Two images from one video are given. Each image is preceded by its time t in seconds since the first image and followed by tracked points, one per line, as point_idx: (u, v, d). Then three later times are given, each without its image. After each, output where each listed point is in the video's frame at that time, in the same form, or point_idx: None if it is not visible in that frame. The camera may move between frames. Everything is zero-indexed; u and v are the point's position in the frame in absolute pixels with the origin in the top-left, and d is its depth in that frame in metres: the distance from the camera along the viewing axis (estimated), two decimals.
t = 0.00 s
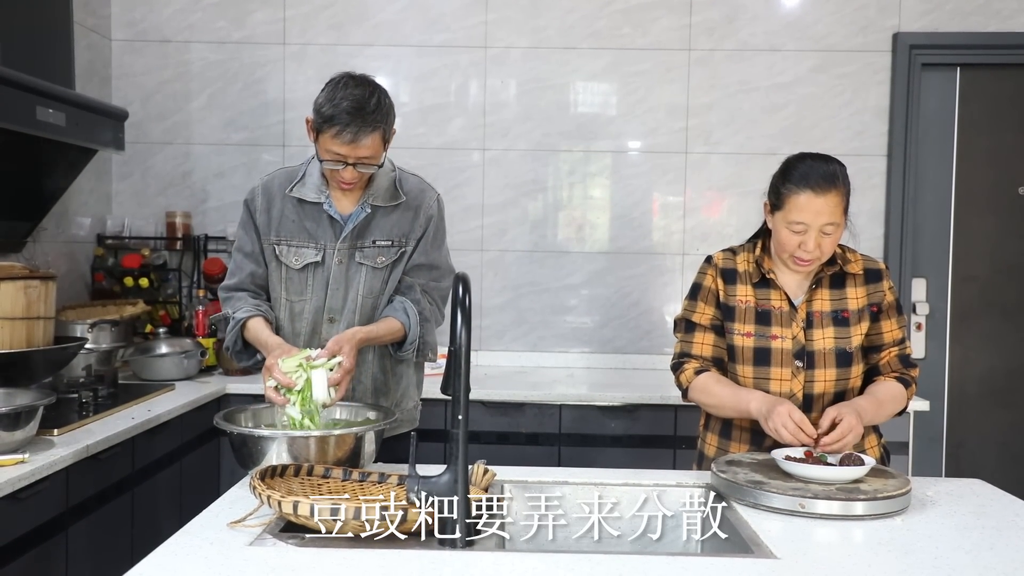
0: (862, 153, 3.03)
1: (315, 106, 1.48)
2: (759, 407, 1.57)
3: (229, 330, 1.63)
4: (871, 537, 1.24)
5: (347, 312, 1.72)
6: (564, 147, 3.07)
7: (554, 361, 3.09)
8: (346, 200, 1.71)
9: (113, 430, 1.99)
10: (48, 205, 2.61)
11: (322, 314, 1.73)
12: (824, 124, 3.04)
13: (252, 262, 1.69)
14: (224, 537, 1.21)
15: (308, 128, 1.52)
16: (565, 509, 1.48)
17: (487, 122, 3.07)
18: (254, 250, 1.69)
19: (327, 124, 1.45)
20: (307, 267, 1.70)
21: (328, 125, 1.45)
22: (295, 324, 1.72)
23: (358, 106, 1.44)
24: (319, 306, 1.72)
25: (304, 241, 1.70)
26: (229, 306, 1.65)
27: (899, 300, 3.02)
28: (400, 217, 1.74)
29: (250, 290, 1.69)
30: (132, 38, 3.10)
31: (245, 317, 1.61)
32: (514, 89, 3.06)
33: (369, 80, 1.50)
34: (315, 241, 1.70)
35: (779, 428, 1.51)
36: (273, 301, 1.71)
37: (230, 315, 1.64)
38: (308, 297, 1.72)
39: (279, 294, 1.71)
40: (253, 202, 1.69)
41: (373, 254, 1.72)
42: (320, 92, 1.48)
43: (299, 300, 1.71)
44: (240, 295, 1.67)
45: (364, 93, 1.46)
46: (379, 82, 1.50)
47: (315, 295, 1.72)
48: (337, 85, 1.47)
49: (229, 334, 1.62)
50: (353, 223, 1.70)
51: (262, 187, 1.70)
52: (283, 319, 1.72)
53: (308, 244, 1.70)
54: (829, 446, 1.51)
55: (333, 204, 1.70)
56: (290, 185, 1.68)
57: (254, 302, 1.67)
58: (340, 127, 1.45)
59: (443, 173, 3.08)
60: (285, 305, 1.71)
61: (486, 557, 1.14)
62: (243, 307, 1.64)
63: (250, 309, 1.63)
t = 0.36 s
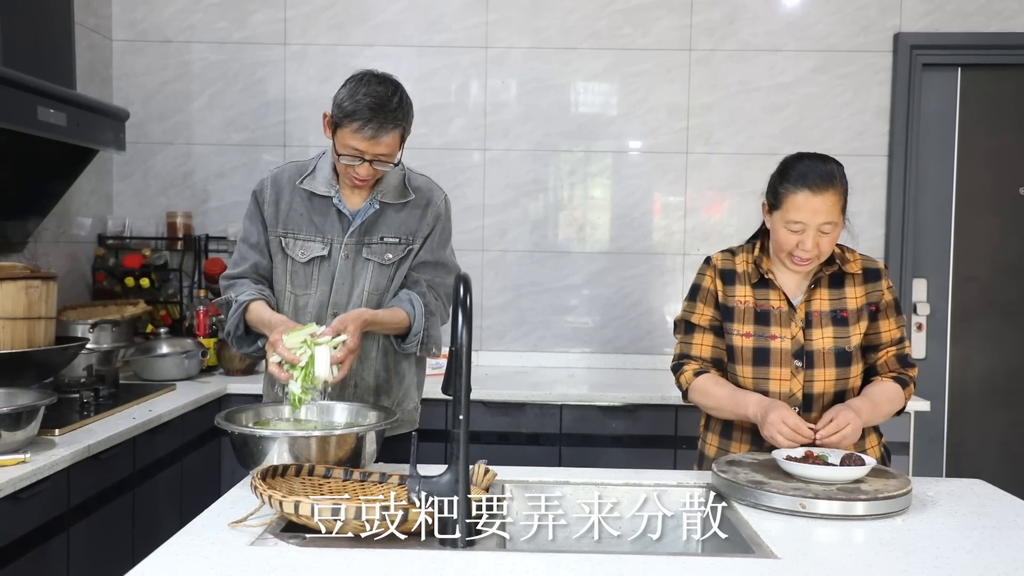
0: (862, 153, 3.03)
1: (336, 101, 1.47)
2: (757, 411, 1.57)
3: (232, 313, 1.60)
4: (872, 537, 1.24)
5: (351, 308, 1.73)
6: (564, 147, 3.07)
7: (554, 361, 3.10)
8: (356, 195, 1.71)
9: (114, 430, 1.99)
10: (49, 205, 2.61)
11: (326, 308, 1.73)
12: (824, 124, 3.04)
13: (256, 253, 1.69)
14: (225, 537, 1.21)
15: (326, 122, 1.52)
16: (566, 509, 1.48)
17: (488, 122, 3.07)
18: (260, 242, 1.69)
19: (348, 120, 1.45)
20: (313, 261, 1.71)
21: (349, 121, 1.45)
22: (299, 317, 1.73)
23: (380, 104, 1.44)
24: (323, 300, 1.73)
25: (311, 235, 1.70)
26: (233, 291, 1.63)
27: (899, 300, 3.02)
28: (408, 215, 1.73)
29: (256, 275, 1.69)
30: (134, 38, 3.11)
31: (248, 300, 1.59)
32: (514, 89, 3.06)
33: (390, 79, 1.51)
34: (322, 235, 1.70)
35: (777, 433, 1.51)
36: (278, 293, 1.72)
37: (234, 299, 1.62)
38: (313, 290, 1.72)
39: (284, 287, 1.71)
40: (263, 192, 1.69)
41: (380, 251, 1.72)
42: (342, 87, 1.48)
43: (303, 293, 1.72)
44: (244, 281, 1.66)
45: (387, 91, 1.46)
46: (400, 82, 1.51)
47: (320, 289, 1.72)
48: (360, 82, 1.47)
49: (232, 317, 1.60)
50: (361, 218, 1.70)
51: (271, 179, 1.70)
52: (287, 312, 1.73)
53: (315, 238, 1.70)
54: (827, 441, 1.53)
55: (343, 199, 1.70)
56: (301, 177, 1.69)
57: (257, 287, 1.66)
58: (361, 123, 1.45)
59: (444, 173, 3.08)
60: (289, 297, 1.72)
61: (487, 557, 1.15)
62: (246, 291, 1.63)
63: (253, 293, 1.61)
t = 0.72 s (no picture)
0: (862, 152, 3.03)
1: (332, 97, 1.47)
2: (755, 410, 1.57)
3: (233, 303, 1.54)
4: (872, 536, 1.24)
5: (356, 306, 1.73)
6: (565, 147, 3.07)
7: (554, 361, 3.10)
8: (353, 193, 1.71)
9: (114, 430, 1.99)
10: (49, 205, 2.61)
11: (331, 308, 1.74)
12: (825, 123, 3.03)
13: (260, 251, 1.65)
14: (225, 537, 1.21)
15: (322, 120, 1.52)
16: (567, 508, 1.48)
17: (488, 121, 3.07)
18: (262, 241, 1.66)
19: (346, 113, 1.45)
20: (314, 263, 1.71)
21: (347, 114, 1.45)
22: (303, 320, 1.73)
23: (377, 95, 1.44)
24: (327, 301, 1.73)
25: (310, 236, 1.70)
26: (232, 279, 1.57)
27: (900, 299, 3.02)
28: (404, 209, 1.73)
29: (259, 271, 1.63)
30: (134, 38, 3.11)
31: (250, 286, 1.53)
32: (515, 89, 3.06)
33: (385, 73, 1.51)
34: (322, 236, 1.70)
35: (778, 433, 1.52)
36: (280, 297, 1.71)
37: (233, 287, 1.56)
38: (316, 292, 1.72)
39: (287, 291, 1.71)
40: (258, 196, 1.67)
41: (378, 246, 1.73)
42: (337, 82, 1.47)
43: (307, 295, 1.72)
44: (244, 271, 1.60)
45: (384, 83, 1.46)
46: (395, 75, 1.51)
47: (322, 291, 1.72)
48: (354, 75, 1.47)
49: (233, 307, 1.53)
50: (360, 216, 1.70)
51: (264, 181, 1.68)
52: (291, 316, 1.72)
53: (314, 240, 1.70)
54: (829, 438, 1.52)
55: (340, 198, 1.70)
56: (295, 178, 1.68)
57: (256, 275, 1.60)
58: (359, 115, 1.44)
59: (444, 173, 3.08)
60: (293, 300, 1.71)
61: (488, 556, 1.15)
62: (246, 278, 1.57)
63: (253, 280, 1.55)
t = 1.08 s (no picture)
0: (861, 153, 3.03)
1: (327, 117, 1.46)
2: (753, 414, 1.57)
3: (237, 342, 1.46)
4: (871, 537, 1.24)
5: (355, 336, 1.76)
6: (564, 147, 3.07)
7: (553, 361, 3.10)
8: (347, 220, 1.68)
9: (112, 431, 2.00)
10: (48, 205, 2.61)
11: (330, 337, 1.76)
12: (823, 124, 3.04)
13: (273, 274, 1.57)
14: (223, 538, 1.21)
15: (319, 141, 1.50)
16: (565, 508, 1.49)
17: (487, 122, 3.07)
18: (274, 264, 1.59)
19: (346, 133, 1.44)
20: (315, 291, 1.71)
21: (348, 133, 1.44)
22: (302, 345, 1.75)
23: (377, 111, 1.44)
24: (326, 330, 1.75)
25: (313, 264, 1.69)
26: (242, 314, 1.49)
27: (899, 300, 3.02)
28: (399, 236, 1.73)
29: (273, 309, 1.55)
30: (132, 39, 3.10)
31: (259, 331, 1.44)
32: (514, 89, 3.06)
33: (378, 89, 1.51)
34: (324, 266, 1.70)
35: (784, 432, 1.51)
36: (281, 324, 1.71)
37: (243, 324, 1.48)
38: (314, 320, 1.73)
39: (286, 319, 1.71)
40: (262, 221, 1.61)
41: (374, 274, 1.73)
42: (333, 100, 1.46)
43: (305, 323, 1.73)
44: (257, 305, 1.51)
45: (382, 98, 1.46)
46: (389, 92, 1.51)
47: (321, 319, 1.74)
48: (351, 92, 1.46)
49: (237, 346, 1.46)
50: (359, 246, 1.70)
51: (267, 205, 1.61)
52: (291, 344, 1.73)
53: (317, 268, 1.70)
54: (829, 440, 1.52)
55: (336, 226, 1.68)
56: (292, 211, 1.62)
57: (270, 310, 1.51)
58: (360, 134, 1.44)
59: (443, 173, 3.08)
60: (293, 328, 1.72)
61: (486, 557, 1.15)
62: (256, 316, 1.48)
63: (265, 321, 1.46)
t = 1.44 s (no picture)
0: (859, 153, 3.03)
1: (328, 116, 1.46)
2: (754, 413, 1.57)
3: (225, 332, 1.44)
4: (869, 537, 1.24)
5: (355, 336, 1.75)
6: (562, 148, 3.07)
7: (552, 362, 3.10)
8: (347, 219, 1.69)
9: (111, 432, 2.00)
10: (46, 206, 2.61)
11: (329, 338, 1.74)
12: (822, 125, 3.04)
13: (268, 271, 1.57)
14: (221, 540, 1.21)
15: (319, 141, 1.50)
16: (563, 509, 1.49)
17: (485, 123, 3.07)
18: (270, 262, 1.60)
19: (346, 134, 1.44)
20: (313, 291, 1.70)
21: (347, 135, 1.44)
22: (301, 347, 1.74)
23: (378, 114, 1.44)
24: (325, 330, 1.74)
25: (311, 263, 1.69)
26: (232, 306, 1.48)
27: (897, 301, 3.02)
28: (400, 233, 1.73)
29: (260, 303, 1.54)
30: (130, 40, 3.10)
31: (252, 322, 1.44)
32: (512, 90, 3.06)
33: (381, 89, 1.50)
34: (322, 264, 1.70)
35: (780, 436, 1.51)
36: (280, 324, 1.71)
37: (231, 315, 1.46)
38: (313, 321, 1.73)
39: (284, 320, 1.70)
40: (262, 219, 1.61)
41: (375, 273, 1.73)
42: (334, 101, 1.46)
43: (304, 324, 1.72)
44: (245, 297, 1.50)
45: (383, 101, 1.46)
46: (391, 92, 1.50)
47: (320, 319, 1.73)
48: (353, 93, 1.45)
49: (224, 338, 1.43)
50: (360, 245, 1.70)
51: (267, 203, 1.62)
52: (289, 345, 1.73)
53: (315, 267, 1.69)
54: (827, 441, 1.52)
55: (336, 224, 1.68)
56: (291, 208, 1.63)
57: (256, 303, 1.50)
58: (360, 136, 1.43)
59: (441, 174, 3.08)
60: (291, 329, 1.71)
61: (484, 558, 1.15)
62: (246, 309, 1.47)
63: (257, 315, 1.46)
